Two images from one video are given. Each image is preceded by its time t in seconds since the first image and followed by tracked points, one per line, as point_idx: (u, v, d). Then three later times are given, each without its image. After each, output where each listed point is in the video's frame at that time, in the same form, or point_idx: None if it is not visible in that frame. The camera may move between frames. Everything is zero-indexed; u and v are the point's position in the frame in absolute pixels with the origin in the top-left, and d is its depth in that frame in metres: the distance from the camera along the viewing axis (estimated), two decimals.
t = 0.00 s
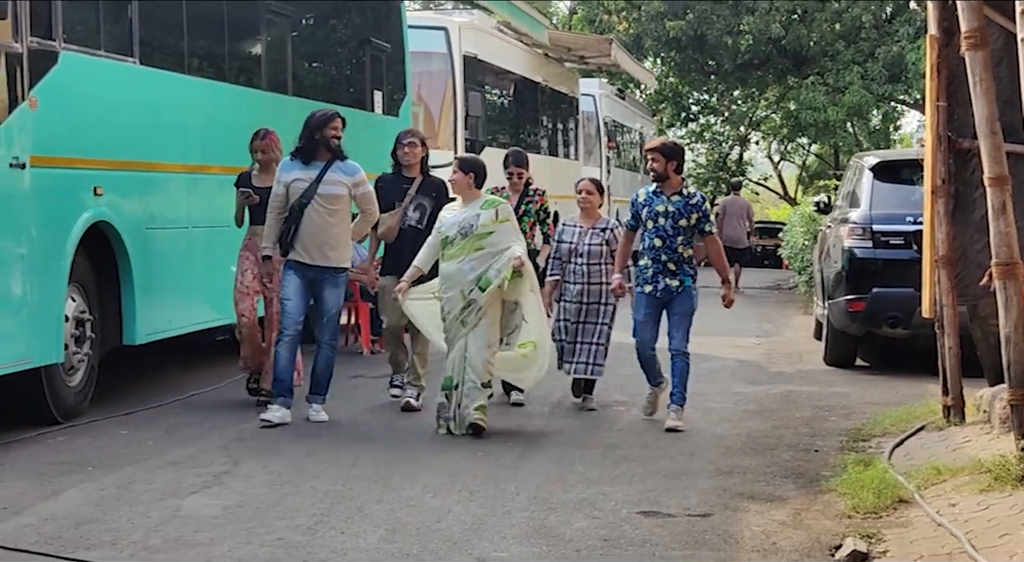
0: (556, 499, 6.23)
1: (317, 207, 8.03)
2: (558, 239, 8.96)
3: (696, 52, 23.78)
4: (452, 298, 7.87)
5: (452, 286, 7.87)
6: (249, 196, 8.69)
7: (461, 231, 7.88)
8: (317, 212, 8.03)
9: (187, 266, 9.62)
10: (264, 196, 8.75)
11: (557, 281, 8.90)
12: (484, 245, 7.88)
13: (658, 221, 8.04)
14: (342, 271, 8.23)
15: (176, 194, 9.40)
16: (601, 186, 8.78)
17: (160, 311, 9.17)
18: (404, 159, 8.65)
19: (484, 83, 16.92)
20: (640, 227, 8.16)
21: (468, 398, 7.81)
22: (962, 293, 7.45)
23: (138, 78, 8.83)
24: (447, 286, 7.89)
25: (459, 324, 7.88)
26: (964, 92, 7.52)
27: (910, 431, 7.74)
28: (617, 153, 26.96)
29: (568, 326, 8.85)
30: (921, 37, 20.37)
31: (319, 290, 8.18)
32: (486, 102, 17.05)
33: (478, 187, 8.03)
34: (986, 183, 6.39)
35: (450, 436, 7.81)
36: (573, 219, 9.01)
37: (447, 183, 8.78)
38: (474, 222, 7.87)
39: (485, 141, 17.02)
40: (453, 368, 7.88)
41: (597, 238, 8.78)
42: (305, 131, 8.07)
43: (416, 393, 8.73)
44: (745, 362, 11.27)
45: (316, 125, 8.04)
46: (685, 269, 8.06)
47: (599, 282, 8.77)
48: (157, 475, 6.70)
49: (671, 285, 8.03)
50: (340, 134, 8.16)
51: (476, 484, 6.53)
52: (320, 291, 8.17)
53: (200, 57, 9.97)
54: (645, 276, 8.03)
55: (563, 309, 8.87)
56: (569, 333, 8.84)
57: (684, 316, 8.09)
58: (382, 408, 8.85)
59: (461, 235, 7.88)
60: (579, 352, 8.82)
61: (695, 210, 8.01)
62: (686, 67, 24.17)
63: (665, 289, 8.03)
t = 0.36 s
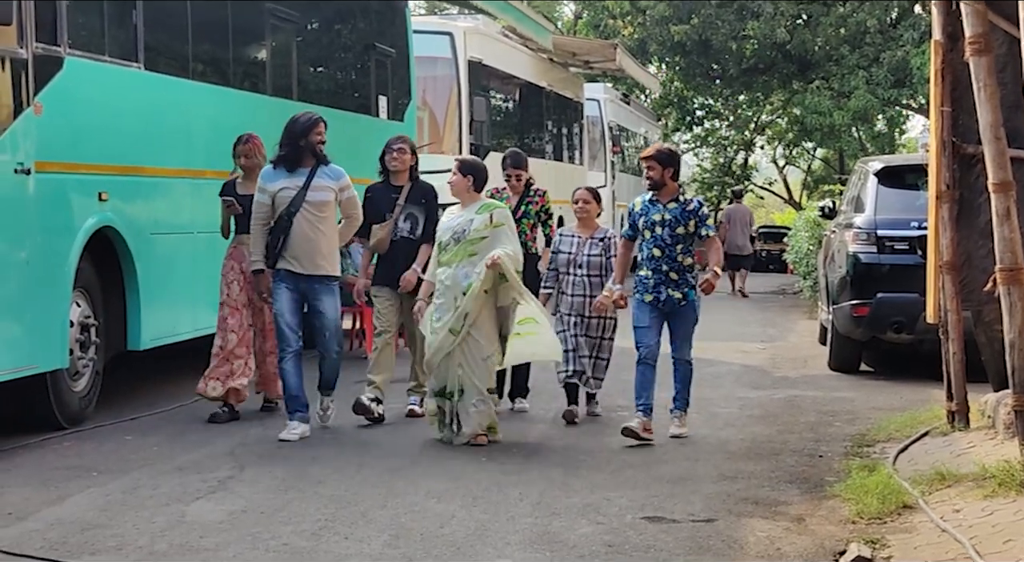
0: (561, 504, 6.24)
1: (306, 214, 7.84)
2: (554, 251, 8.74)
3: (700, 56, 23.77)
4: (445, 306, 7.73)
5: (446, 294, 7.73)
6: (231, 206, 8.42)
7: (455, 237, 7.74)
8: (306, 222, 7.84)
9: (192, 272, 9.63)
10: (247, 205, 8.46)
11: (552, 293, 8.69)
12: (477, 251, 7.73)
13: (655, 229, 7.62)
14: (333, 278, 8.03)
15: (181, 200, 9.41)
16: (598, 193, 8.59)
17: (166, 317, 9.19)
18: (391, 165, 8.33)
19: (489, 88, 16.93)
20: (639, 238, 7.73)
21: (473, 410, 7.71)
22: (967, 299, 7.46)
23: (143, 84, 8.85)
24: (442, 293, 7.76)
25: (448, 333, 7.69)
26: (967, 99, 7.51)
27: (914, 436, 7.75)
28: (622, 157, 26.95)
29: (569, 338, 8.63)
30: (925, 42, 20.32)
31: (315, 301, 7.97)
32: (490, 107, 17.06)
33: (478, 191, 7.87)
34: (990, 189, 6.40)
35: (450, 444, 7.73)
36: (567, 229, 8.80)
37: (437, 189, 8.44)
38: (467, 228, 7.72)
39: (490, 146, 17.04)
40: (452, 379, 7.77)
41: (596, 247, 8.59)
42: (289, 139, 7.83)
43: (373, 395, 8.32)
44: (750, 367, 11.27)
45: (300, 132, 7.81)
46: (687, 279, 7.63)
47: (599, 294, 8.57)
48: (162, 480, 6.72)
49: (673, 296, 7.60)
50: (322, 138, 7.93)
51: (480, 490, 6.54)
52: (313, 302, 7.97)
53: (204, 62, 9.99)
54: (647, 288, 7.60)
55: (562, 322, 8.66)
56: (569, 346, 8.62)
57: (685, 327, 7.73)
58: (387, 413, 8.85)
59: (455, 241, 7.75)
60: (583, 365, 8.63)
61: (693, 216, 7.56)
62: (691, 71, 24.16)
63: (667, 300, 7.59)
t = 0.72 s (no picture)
0: (561, 505, 6.25)
1: (287, 216, 7.56)
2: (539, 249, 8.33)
3: (702, 57, 23.75)
4: (425, 315, 7.34)
5: (430, 302, 7.33)
6: (209, 204, 8.26)
7: (439, 242, 7.31)
8: (286, 226, 7.56)
9: (192, 273, 9.63)
10: (226, 202, 8.31)
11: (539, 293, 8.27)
12: (462, 257, 7.34)
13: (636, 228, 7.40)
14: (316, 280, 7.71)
15: (182, 201, 9.41)
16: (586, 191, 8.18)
17: (165, 317, 9.18)
18: (369, 159, 8.06)
19: (490, 88, 16.92)
20: (618, 236, 7.53)
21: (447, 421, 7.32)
22: (967, 299, 7.46)
23: (144, 84, 8.86)
24: (423, 299, 7.35)
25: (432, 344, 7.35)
26: (968, 99, 7.50)
27: (915, 436, 7.75)
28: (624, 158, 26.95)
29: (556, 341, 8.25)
30: (927, 42, 20.30)
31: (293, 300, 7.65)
32: (492, 107, 17.05)
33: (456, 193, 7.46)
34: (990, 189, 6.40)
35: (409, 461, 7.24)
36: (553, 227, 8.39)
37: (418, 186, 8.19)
38: (452, 234, 7.32)
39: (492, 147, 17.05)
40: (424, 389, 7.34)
41: (585, 246, 8.20)
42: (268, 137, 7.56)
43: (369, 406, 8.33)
44: (751, 367, 11.26)
45: (281, 130, 7.53)
46: (668, 277, 7.45)
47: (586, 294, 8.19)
48: (163, 480, 6.72)
49: (652, 295, 7.42)
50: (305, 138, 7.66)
51: (480, 490, 6.54)
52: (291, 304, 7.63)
53: (205, 63, 9.99)
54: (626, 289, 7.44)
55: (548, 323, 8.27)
56: (558, 350, 8.25)
57: (670, 324, 7.45)
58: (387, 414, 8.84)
59: (438, 247, 7.32)
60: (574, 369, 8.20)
61: (674, 213, 7.36)
62: (692, 72, 24.13)
63: (646, 299, 7.42)
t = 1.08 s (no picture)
0: (564, 504, 6.24)
1: (269, 213, 7.24)
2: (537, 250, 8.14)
3: (706, 55, 23.72)
4: (416, 318, 7.11)
5: (423, 304, 7.10)
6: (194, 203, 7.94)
7: (434, 242, 7.10)
8: (268, 222, 7.24)
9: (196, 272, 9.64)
10: (210, 203, 8.00)
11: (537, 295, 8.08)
12: (457, 258, 7.14)
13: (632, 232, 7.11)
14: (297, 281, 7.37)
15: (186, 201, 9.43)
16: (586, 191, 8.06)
17: (169, 316, 9.19)
18: (361, 162, 8.08)
19: (493, 87, 16.92)
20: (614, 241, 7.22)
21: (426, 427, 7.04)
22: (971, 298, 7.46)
23: (149, 83, 8.87)
24: (414, 301, 7.12)
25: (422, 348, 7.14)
26: (971, 97, 7.53)
27: (918, 435, 7.74)
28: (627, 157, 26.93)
29: (550, 345, 8.04)
30: (931, 40, 20.29)
31: (272, 304, 7.32)
32: (495, 106, 17.05)
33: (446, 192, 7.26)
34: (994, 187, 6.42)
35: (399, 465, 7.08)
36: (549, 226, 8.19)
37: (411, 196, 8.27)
38: (448, 234, 7.10)
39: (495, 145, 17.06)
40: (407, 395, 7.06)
41: (580, 247, 7.99)
42: (259, 130, 7.29)
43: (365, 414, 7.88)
44: (754, 366, 11.25)
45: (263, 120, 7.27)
46: (662, 285, 7.15)
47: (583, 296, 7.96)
48: (166, 479, 6.72)
49: (643, 303, 7.14)
50: (297, 135, 7.34)
51: (484, 489, 6.54)
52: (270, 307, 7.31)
53: (209, 62, 10.01)
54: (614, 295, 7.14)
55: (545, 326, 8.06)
56: (551, 351, 8.04)
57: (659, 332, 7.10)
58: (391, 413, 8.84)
59: (434, 247, 7.11)
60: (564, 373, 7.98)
61: (673, 220, 7.09)
62: (696, 70, 24.12)
63: (636, 308, 7.15)
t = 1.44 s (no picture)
0: (569, 504, 6.25)
1: (248, 226, 6.98)
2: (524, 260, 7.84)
3: (710, 56, 23.70)
4: (414, 320, 6.79)
5: (421, 307, 6.81)
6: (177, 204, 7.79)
7: (434, 242, 6.85)
8: (249, 233, 6.98)
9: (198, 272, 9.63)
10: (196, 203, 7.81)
11: (524, 304, 7.78)
12: (456, 259, 6.87)
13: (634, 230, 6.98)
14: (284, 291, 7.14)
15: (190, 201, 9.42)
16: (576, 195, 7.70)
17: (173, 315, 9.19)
18: (355, 159, 7.75)
19: (498, 88, 16.92)
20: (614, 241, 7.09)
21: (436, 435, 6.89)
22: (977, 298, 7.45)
23: (153, 83, 8.88)
24: (412, 303, 6.83)
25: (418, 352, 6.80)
26: (975, 97, 7.52)
27: (923, 435, 7.74)
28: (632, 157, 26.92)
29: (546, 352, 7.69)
30: (935, 40, 20.27)
31: (261, 317, 7.10)
32: (500, 107, 17.05)
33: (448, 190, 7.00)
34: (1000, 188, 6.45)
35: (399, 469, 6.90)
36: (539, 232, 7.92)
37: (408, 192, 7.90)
38: (448, 233, 6.84)
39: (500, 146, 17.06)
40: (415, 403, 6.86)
41: (571, 253, 7.72)
42: (228, 137, 7.01)
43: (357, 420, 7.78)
44: (758, 366, 11.24)
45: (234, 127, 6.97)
46: (665, 286, 7.03)
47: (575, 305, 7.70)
48: (170, 480, 6.72)
49: (650, 304, 6.99)
50: (267, 141, 7.03)
51: (488, 490, 6.54)
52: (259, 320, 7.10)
53: (212, 62, 10.02)
54: (619, 294, 6.98)
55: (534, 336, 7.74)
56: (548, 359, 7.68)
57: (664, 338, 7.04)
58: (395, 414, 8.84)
59: (434, 248, 6.85)
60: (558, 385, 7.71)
61: (676, 217, 6.96)
62: (701, 71, 24.10)
63: (643, 307, 6.98)
